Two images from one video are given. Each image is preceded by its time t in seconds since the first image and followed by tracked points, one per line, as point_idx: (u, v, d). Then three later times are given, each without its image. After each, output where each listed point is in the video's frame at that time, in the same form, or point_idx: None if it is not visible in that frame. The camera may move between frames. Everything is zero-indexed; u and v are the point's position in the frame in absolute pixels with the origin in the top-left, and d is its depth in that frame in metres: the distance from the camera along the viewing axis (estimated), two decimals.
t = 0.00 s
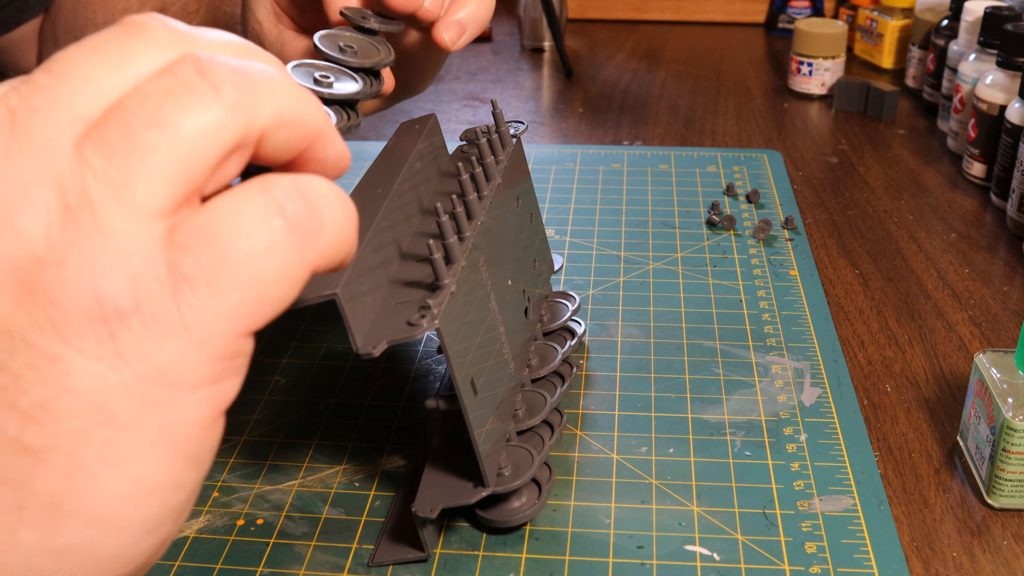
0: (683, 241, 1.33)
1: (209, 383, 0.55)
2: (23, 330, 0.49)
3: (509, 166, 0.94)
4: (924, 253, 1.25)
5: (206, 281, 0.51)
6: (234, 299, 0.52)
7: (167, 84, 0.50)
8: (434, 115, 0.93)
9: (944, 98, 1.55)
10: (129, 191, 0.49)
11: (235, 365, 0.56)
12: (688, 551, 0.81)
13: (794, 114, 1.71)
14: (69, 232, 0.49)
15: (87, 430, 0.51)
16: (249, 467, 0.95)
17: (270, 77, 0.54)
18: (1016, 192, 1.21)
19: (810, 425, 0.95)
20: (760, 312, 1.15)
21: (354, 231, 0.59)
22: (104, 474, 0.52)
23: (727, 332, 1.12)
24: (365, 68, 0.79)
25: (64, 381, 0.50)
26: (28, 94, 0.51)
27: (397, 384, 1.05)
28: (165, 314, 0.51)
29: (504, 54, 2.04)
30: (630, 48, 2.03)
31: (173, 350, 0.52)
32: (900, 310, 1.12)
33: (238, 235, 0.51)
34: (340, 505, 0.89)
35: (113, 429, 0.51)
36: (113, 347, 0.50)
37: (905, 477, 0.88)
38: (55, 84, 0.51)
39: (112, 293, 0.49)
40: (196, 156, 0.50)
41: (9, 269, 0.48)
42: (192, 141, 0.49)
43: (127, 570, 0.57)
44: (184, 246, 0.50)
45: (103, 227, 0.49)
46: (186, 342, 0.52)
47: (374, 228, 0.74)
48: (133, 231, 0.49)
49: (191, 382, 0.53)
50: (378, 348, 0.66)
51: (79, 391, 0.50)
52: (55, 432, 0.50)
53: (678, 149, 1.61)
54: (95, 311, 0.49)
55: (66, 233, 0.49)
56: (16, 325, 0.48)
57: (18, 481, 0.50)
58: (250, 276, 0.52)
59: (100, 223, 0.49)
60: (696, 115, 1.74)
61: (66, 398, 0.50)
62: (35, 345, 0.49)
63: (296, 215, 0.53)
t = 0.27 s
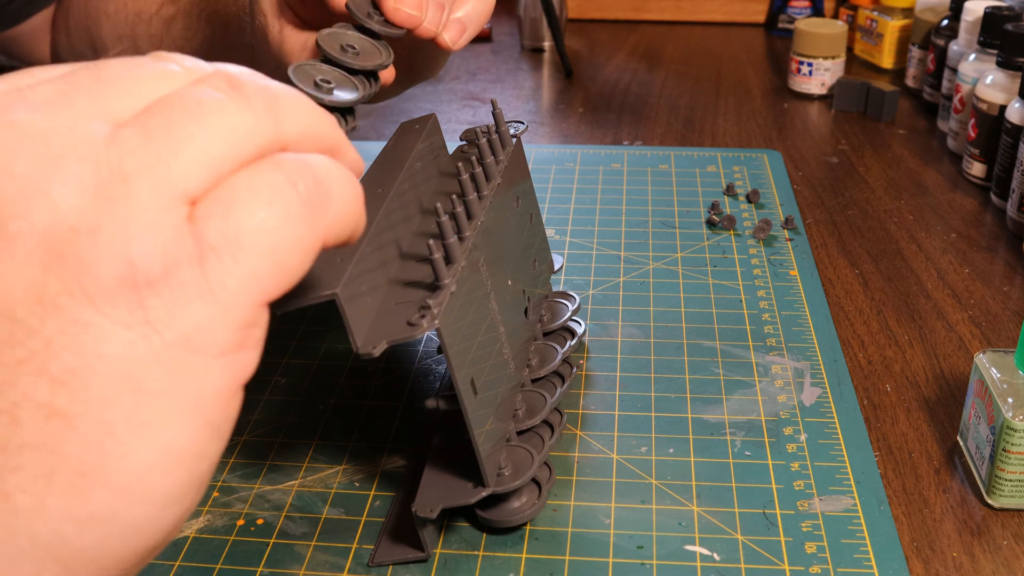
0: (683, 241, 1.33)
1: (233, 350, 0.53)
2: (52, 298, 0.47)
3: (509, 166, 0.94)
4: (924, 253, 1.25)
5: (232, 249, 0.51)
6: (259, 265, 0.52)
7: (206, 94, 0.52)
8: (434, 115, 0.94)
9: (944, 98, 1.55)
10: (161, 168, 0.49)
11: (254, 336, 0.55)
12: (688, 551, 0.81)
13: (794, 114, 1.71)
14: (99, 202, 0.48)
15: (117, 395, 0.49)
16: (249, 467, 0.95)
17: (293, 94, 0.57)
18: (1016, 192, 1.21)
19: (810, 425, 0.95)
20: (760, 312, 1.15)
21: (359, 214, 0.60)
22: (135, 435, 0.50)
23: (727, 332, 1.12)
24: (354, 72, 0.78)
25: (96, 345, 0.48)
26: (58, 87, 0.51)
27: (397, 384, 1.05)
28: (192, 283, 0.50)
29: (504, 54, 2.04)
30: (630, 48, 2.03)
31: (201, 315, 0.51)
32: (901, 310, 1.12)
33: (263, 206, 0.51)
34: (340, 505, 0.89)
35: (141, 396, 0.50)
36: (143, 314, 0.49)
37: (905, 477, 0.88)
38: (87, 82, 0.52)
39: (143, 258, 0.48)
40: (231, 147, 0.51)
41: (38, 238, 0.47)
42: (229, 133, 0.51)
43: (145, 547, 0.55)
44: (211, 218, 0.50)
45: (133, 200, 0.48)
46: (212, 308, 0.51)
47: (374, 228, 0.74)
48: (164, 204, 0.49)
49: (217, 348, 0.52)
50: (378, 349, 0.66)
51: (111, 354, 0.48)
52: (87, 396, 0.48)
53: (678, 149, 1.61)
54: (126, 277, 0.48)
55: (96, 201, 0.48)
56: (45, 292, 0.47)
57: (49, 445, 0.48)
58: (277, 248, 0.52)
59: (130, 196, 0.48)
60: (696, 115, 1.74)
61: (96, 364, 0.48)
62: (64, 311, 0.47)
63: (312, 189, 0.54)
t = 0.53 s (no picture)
0: (683, 241, 1.33)
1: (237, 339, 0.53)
2: (58, 285, 0.46)
3: (509, 166, 0.94)
4: (924, 253, 1.25)
5: (240, 240, 0.51)
6: (264, 256, 0.52)
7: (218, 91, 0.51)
8: (434, 115, 0.93)
9: (944, 98, 1.55)
10: (174, 159, 0.48)
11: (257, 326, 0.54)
12: (688, 551, 0.81)
13: (794, 114, 1.71)
14: (111, 191, 0.47)
15: (121, 381, 0.48)
16: (249, 467, 0.95)
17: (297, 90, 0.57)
18: (1016, 192, 1.21)
19: (810, 425, 0.95)
20: (760, 312, 1.15)
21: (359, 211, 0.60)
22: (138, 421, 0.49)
23: (727, 332, 1.12)
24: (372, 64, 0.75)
25: (101, 330, 0.47)
26: (65, 73, 0.50)
27: (397, 384, 1.05)
28: (199, 273, 0.50)
29: (503, 54, 2.04)
30: (630, 48, 2.03)
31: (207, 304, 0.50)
32: (900, 310, 1.13)
33: (270, 199, 0.51)
34: (340, 505, 0.89)
35: (145, 381, 0.49)
36: (149, 301, 0.48)
37: (905, 477, 0.88)
38: (94, 71, 0.51)
39: (150, 245, 0.47)
40: (243, 144, 0.51)
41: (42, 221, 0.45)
42: (243, 131, 0.51)
43: (149, 536, 0.54)
44: (219, 210, 0.50)
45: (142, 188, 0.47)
46: (218, 296, 0.51)
47: (374, 228, 0.74)
48: (173, 193, 0.48)
49: (221, 335, 0.51)
50: (378, 349, 0.66)
51: (116, 339, 0.48)
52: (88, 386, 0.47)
53: (678, 149, 1.61)
54: (134, 265, 0.47)
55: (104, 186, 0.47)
56: (50, 276, 0.46)
57: (53, 430, 0.47)
58: (283, 242, 0.52)
59: (141, 184, 0.47)
60: (696, 115, 1.74)
61: (100, 349, 0.47)
62: (69, 297, 0.46)
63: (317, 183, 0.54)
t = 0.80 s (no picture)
0: (683, 241, 1.33)
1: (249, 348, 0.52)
2: (74, 283, 0.45)
3: (509, 166, 0.94)
4: (924, 253, 1.25)
5: (256, 245, 0.50)
6: (279, 261, 0.51)
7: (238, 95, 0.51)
8: (434, 115, 0.93)
9: (944, 98, 1.55)
10: (195, 162, 0.47)
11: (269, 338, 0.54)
12: (688, 551, 0.81)
13: (794, 114, 1.71)
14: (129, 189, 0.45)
15: (136, 384, 0.48)
16: (249, 467, 0.95)
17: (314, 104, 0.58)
18: (1016, 192, 1.21)
19: (810, 425, 0.95)
20: (760, 312, 1.15)
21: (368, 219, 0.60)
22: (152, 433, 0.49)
23: (727, 332, 1.12)
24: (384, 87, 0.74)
25: (118, 332, 0.47)
26: (83, 71, 0.49)
27: (397, 384, 1.05)
28: (214, 276, 0.49)
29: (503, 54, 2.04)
30: (630, 48, 2.03)
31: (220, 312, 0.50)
32: (901, 310, 1.12)
33: (288, 205, 0.51)
34: (340, 505, 0.89)
35: (158, 387, 0.49)
36: (165, 303, 0.48)
37: (905, 477, 0.88)
38: (115, 71, 0.50)
39: (170, 249, 0.47)
40: (263, 149, 0.51)
41: (57, 217, 0.44)
42: (263, 136, 0.50)
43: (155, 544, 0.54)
44: (237, 215, 0.49)
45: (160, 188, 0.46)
46: (232, 301, 0.50)
47: (374, 228, 0.74)
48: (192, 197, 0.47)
49: (234, 344, 0.51)
50: (378, 348, 0.65)
51: (134, 343, 0.47)
52: (102, 397, 0.47)
53: (678, 149, 1.61)
54: (151, 267, 0.46)
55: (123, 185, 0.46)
56: (66, 277, 0.45)
57: (62, 435, 0.47)
58: (297, 251, 0.52)
59: (161, 186, 0.46)
60: (697, 115, 1.74)
61: (113, 352, 0.47)
62: (84, 297, 0.45)
63: (334, 191, 0.54)
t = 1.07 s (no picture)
0: (683, 241, 1.33)
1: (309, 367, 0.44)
2: (144, 296, 0.35)
3: (509, 166, 0.94)
4: (924, 253, 1.25)
5: (327, 264, 0.43)
6: (349, 289, 0.44)
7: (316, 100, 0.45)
8: (434, 115, 0.93)
9: (944, 98, 1.55)
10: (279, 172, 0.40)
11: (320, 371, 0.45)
12: (688, 551, 0.81)
13: (794, 114, 1.71)
14: (202, 192, 0.37)
15: (203, 407, 0.39)
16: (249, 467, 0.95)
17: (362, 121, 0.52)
18: (1016, 192, 1.21)
19: (810, 425, 0.95)
20: (760, 312, 1.15)
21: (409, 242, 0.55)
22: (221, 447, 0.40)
23: (727, 332, 1.12)
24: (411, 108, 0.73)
25: (190, 358, 0.38)
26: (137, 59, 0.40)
27: (397, 384, 1.05)
28: (282, 300, 0.41)
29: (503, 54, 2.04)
30: (630, 48, 2.03)
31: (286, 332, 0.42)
32: (900, 310, 1.12)
33: (362, 224, 0.44)
34: (340, 505, 0.89)
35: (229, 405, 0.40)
36: (237, 327, 0.39)
37: (905, 477, 0.88)
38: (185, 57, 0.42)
39: (252, 265, 0.39)
40: (341, 159, 0.44)
41: (121, 215, 0.34)
42: (341, 143, 0.44)
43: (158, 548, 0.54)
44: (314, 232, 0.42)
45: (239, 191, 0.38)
46: (300, 330, 0.42)
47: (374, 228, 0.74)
48: (273, 209, 0.40)
49: (298, 363, 0.43)
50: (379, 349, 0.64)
51: (206, 370, 0.38)
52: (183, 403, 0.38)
53: (678, 149, 1.61)
54: (231, 282, 0.38)
55: (207, 190, 0.37)
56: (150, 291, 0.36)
57: (131, 446, 0.37)
58: (366, 274, 0.45)
59: (238, 193, 0.38)
60: (696, 115, 1.74)
61: (193, 366, 0.38)
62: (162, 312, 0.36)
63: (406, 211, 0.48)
